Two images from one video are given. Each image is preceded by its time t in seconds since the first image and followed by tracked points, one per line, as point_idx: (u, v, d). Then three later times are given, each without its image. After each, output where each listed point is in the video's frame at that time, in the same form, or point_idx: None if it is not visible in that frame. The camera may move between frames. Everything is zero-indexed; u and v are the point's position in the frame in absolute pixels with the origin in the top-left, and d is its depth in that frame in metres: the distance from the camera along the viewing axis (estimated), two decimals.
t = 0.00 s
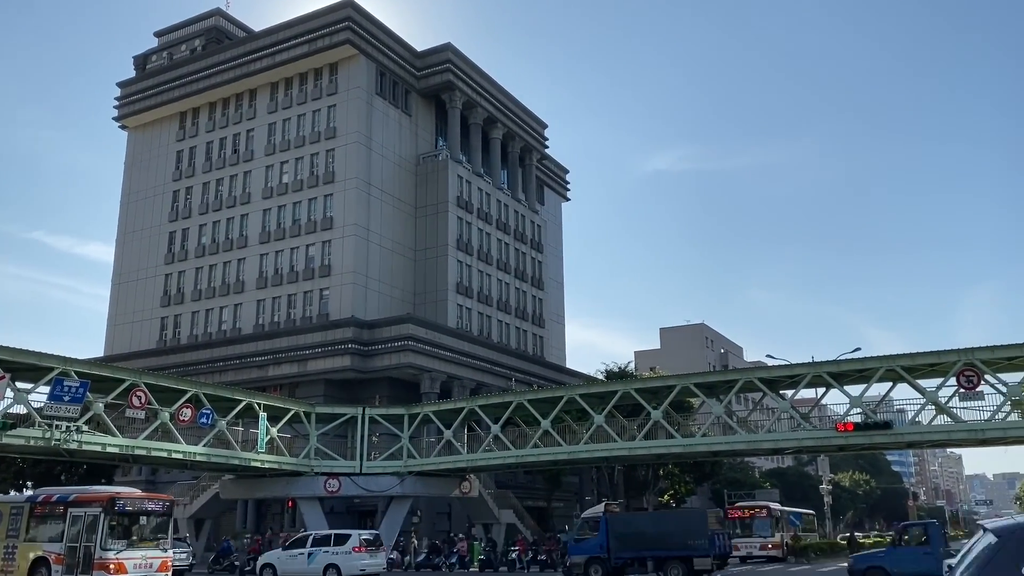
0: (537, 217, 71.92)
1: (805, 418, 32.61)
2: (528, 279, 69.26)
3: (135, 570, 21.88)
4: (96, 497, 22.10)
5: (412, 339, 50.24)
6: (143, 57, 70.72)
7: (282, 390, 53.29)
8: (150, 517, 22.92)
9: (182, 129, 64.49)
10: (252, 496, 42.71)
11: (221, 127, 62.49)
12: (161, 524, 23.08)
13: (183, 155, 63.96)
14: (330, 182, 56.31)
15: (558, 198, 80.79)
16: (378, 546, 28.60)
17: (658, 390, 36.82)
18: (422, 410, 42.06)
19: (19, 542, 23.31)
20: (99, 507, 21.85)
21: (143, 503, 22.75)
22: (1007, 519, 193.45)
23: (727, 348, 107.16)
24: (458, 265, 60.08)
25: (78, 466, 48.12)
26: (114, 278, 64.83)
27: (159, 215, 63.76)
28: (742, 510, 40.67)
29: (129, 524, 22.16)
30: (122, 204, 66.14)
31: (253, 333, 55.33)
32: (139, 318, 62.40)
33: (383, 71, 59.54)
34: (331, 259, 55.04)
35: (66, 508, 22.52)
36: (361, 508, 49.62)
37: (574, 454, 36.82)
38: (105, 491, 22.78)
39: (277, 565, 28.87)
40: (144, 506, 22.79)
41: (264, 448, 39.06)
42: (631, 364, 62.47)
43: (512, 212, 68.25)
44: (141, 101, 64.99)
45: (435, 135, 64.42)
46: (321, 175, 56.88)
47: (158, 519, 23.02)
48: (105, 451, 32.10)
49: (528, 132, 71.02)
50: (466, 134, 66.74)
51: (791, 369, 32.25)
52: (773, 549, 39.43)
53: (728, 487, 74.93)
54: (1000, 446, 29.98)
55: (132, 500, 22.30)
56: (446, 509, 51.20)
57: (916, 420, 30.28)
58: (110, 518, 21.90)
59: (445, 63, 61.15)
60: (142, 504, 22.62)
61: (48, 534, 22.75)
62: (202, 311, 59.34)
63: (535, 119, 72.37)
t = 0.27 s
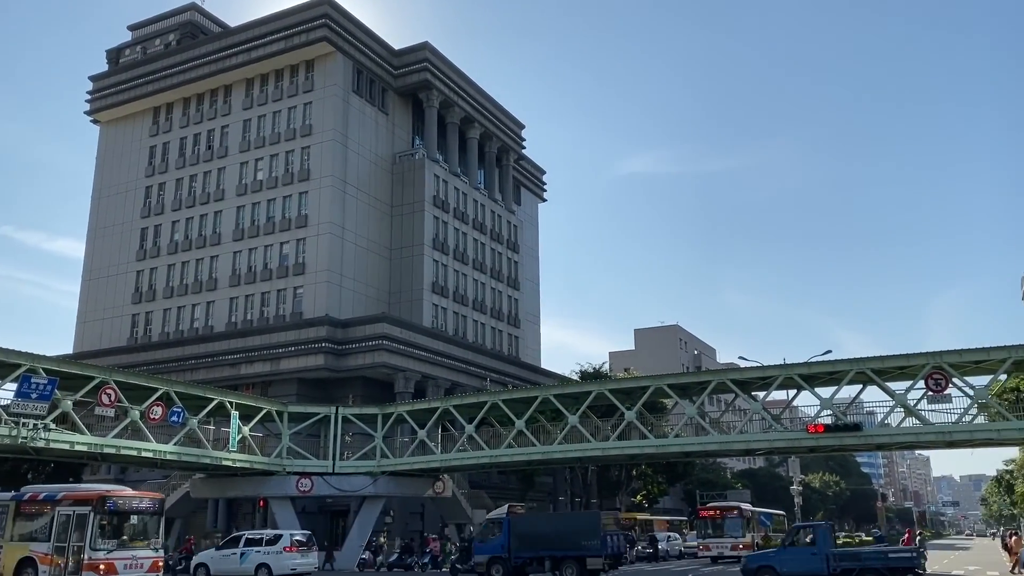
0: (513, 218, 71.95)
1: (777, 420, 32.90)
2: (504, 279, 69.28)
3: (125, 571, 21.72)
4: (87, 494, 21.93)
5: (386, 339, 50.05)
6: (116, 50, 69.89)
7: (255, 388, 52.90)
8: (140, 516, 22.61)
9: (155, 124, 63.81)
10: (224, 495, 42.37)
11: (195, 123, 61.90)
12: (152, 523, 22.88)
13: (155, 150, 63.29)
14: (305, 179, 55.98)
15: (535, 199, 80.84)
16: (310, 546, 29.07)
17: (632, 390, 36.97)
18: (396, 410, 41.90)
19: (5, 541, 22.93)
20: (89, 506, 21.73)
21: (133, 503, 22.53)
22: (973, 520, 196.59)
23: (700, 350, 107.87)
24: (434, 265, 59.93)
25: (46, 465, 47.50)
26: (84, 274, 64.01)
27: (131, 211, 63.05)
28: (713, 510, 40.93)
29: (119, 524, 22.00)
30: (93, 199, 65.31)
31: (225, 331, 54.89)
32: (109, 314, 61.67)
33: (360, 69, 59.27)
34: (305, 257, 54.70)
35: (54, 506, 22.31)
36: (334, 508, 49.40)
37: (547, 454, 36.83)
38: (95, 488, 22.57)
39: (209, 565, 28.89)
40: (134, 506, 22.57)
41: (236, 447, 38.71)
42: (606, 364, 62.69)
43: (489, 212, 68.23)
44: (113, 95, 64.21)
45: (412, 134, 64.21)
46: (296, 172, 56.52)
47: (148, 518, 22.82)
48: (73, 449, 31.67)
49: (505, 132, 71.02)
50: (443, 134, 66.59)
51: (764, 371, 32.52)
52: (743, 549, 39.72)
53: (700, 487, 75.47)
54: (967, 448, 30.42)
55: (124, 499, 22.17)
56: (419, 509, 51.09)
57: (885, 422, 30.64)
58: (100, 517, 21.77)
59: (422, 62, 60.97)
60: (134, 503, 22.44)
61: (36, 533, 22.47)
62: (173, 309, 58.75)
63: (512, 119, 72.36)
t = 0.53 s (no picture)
0: (488, 218, 71.87)
1: (747, 422, 33.04)
2: (478, 280, 69.15)
3: (112, 572, 20.62)
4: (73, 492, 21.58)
5: (358, 338, 49.73)
6: (86, 43, 68.85)
7: (224, 387, 52.34)
8: (128, 517, 21.94)
9: (125, 119, 62.94)
10: (192, 495, 41.83)
11: (166, 118, 61.14)
12: (141, 525, 22.05)
13: (125, 145, 62.43)
14: (278, 177, 55.48)
15: (510, 199, 80.76)
16: (242, 547, 28.59)
17: (604, 392, 36.97)
18: (367, 410, 41.59)
19: None
20: (76, 505, 21.38)
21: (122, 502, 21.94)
22: (938, 522, 199.66)
23: (672, 352, 108.49)
24: (408, 264, 59.66)
25: (8, 464, 46.64)
26: (51, 270, 62.95)
27: (100, 206, 62.13)
28: (684, 511, 41.09)
29: (107, 524, 21.40)
30: (60, 194, 64.26)
31: (194, 329, 54.26)
32: (76, 311, 60.72)
33: (334, 66, 58.88)
34: (277, 255, 54.21)
35: (39, 506, 22.02)
36: (304, 508, 49.01)
37: (519, 455, 36.68)
38: (83, 488, 22.24)
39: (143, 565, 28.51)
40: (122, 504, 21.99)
41: (204, 446, 38.21)
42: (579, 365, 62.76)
43: (463, 212, 68.06)
44: (83, 89, 63.23)
45: (387, 133, 63.88)
46: (269, 170, 56.01)
47: (138, 519, 22.07)
48: (37, 447, 31.05)
49: (480, 133, 70.89)
50: (418, 133, 66.32)
51: (735, 373, 32.68)
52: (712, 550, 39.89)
53: (671, 489, 75.81)
54: (933, 450, 30.76)
55: (111, 499, 21.63)
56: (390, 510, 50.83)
57: (854, 425, 30.89)
58: (88, 517, 21.31)
59: (398, 60, 60.67)
60: (121, 502, 21.83)
61: (21, 533, 22.19)
62: (142, 306, 57.97)
63: (488, 119, 72.25)
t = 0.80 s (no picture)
0: (461, 218, 71.77)
1: (717, 424, 33.19)
2: (451, 280, 68.99)
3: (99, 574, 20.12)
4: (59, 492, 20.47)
5: (329, 337, 49.38)
6: (54, 36, 67.76)
7: (192, 386, 51.73)
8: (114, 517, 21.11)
9: (93, 113, 62.01)
10: (158, 495, 41.28)
11: (136, 113, 60.33)
12: (130, 524, 21.45)
13: (94, 140, 61.51)
14: (249, 174, 54.94)
15: (484, 200, 80.67)
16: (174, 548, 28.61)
17: (576, 393, 36.98)
18: (337, 410, 41.26)
19: None
20: (63, 505, 20.24)
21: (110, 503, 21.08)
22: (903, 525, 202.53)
23: (644, 354, 108.94)
24: (380, 263, 59.36)
25: None
26: (15, 265, 61.84)
27: (66, 201, 61.16)
28: (654, 512, 41.25)
29: (96, 522, 20.62)
30: (26, 188, 63.15)
31: (162, 327, 53.58)
32: (41, 308, 59.70)
33: (307, 63, 58.45)
34: (247, 252, 53.68)
35: (23, 505, 20.89)
36: (272, 509, 48.60)
37: (490, 456, 36.51)
38: (66, 486, 21.20)
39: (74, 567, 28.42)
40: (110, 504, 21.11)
41: (171, 446, 37.71)
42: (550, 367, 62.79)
43: (437, 212, 67.86)
44: (50, 82, 62.20)
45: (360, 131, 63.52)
46: (240, 167, 55.45)
47: (125, 517, 21.41)
48: None
49: (454, 132, 70.70)
50: (391, 132, 66.03)
51: (705, 375, 32.87)
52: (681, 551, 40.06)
53: (641, 490, 76.13)
54: (900, 453, 31.11)
55: (99, 498, 20.77)
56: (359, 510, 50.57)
57: (822, 427, 31.17)
58: (75, 516, 20.32)
59: (372, 59, 60.35)
60: (108, 501, 21.00)
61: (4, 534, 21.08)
62: (109, 303, 57.14)
63: (462, 119, 72.11)
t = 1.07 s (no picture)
0: (434, 218, 71.66)
1: (687, 425, 33.38)
2: (423, 280, 68.82)
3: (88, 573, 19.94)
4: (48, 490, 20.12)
5: (299, 336, 49.03)
6: (21, 28, 66.65)
7: (160, 385, 51.10)
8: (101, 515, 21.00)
9: (61, 107, 61.07)
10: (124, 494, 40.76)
11: (105, 108, 59.50)
12: (118, 523, 21.44)
13: (61, 134, 60.57)
14: (219, 170, 54.41)
15: (457, 200, 80.54)
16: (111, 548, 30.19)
17: (547, 394, 37.01)
18: (307, 410, 40.92)
19: None
20: (50, 503, 19.98)
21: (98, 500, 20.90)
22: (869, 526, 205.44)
23: (616, 355, 109.46)
24: (352, 262, 59.05)
25: None
26: None
27: (32, 196, 60.13)
28: (624, 513, 41.41)
29: (83, 522, 20.45)
30: None
31: (129, 325, 52.88)
32: (5, 304, 58.65)
33: (280, 60, 58.04)
34: (217, 250, 53.15)
35: (8, 502, 20.51)
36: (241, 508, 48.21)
37: (461, 457, 36.36)
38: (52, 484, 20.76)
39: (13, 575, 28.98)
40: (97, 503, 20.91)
41: (138, 445, 37.21)
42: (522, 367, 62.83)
43: (409, 211, 67.65)
44: (17, 75, 61.16)
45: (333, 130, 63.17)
46: (210, 163, 54.90)
47: (112, 516, 21.35)
48: None
49: (428, 132, 70.53)
50: (365, 130, 65.72)
51: (675, 377, 33.07)
52: (651, 552, 40.25)
53: (611, 491, 76.45)
54: (866, 455, 31.49)
55: (87, 497, 20.62)
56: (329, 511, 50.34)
57: (789, 429, 31.49)
58: (63, 515, 20.11)
59: (346, 56, 60.02)
60: (97, 499, 20.86)
61: None
62: (75, 300, 56.27)
63: (436, 118, 71.95)
